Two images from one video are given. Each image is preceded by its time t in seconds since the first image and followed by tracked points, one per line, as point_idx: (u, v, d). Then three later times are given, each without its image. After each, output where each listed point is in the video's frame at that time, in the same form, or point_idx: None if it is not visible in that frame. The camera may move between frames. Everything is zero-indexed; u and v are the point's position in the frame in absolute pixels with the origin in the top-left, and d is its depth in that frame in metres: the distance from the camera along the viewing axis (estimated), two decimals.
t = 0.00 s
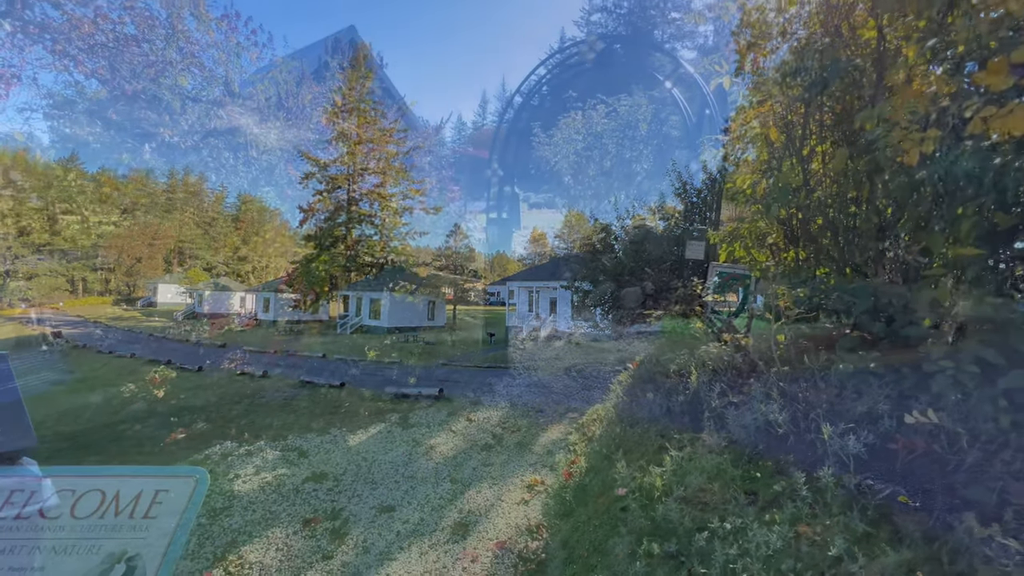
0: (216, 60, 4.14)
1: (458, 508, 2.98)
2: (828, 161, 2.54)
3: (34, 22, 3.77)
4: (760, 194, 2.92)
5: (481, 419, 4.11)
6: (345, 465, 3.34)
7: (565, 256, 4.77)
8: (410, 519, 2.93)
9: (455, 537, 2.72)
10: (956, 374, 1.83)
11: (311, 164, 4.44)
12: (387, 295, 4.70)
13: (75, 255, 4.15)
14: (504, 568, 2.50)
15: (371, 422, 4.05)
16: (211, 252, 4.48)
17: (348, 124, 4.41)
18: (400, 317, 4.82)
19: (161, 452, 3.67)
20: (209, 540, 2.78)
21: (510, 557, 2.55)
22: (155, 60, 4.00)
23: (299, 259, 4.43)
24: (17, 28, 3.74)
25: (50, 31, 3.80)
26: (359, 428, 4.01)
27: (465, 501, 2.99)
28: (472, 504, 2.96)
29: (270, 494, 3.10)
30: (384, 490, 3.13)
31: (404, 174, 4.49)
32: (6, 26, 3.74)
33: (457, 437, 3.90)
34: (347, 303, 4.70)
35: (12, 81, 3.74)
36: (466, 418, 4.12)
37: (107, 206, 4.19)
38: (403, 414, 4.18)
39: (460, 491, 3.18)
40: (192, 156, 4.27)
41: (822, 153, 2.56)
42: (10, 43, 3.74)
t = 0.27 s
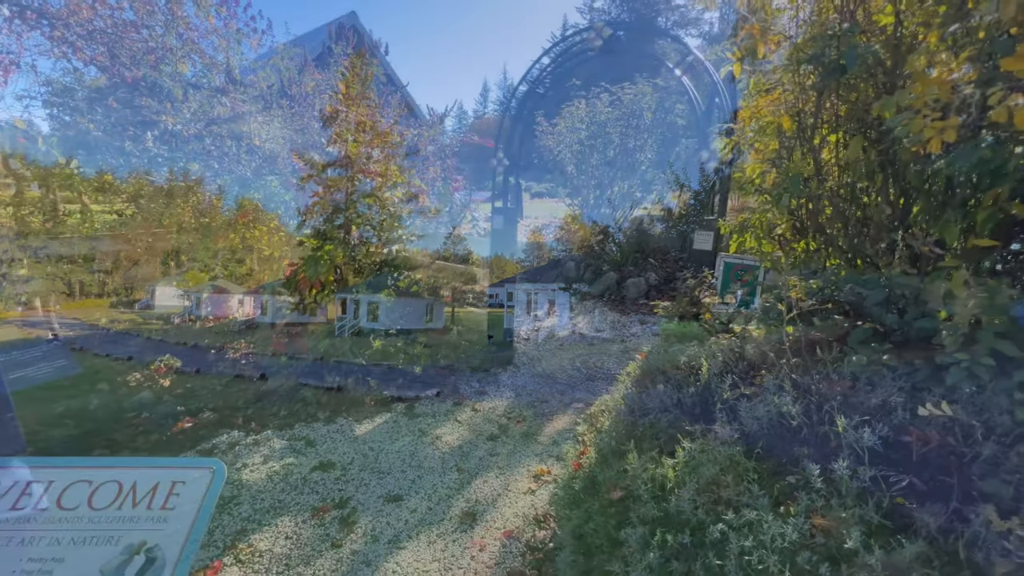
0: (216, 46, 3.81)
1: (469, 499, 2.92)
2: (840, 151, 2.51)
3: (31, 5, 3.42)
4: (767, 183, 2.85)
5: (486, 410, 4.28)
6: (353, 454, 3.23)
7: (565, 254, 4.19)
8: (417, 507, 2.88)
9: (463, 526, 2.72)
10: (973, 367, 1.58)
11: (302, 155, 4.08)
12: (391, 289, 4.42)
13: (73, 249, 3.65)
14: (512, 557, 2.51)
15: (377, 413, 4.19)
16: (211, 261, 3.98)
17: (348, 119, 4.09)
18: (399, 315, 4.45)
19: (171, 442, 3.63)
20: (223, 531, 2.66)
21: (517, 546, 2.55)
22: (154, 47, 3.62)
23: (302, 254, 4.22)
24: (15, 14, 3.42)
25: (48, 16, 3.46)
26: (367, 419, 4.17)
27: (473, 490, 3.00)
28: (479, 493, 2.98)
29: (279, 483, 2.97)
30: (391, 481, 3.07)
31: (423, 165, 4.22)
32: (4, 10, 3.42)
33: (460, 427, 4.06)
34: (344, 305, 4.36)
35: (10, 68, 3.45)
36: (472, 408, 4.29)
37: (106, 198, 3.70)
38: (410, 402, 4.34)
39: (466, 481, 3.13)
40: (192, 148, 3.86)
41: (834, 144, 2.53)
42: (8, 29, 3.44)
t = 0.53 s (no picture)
0: (213, 31, 4.99)
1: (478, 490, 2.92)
2: (853, 139, 2.40)
3: None
4: (778, 173, 2.72)
5: (492, 398, 4.14)
6: (359, 443, 3.33)
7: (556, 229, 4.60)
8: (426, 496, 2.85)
9: (472, 514, 2.69)
10: (991, 359, 1.56)
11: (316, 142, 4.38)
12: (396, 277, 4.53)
13: (78, 235, 4.33)
14: (521, 545, 2.47)
15: (384, 401, 3.94)
16: (213, 252, 4.46)
17: (355, 102, 4.15)
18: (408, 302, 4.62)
19: (175, 430, 3.52)
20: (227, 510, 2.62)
21: (527, 535, 2.54)
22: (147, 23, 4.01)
23: (306, 240, 4.25)
24: None
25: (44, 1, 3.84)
26: (370, 407, 3.83)
27: (481, 479, 3.00)
28: (488, 482, 2.98)
29: (287, 472, 3.01)
30: (400, 470, 3.07)
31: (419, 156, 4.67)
32: None
33: (468, 416, 3.80)
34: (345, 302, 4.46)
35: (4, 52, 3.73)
36: (478, 397, 4.14)
37: (104, 185, 4.42)
38: (415, 390, 4.15)
39: (474, 471, 3.12)
40: (192, 137, 4.97)
41: (847, 130, 2.41)
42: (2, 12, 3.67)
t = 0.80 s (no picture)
0: (208, 13, 4.60)
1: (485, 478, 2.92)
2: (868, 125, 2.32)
3: None
4: (789, 159, 2.63)
5: (496, 386, 4.13)
6: (364, 432, 3.32)
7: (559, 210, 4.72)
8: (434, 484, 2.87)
9: (479, 503, 2.68)
10: (1012, 350, 1.52)
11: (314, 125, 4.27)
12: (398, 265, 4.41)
13: (79, 220, 4.29)
14: (530, 533, 2.47)
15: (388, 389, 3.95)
16: (213, 239, 4.22)
17: (355, 88, 4.10)
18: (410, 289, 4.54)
19: (178, 417, 3.51)
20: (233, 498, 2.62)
21: (535, 523, 2.53)
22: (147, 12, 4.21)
23: (309, 229, 4.06)
24: None
25: None
26: (375, 395, 3.82)
27: (488, 468, 3.00)
28: (494, 470, 2.97)
29: (292, 460, 3.00)
30: (406, 459, 3.06)
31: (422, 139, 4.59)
32: None
33: (473, 405, 3.78)
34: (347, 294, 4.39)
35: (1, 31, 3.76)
36: (482, 385, 4.12)
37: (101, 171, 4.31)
38: (418, 379, 4.13)
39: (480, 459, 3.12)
40: (192, 119, 4.41)
41: (862, 117, 2.31)
42: None
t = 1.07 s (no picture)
0: None
1: (491, 465, 2.91)
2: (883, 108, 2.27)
3: None
4: (801, 145, 2.57)
5: (501, 374, 4.12)
6: (370, 419, 3.31)
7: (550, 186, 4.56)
8: (440, 471, 2.84)
9: (486, 490, 2.68)
10: None
11: (314, 107, 4.13)
12: (400, 252, 4.39)
13: (75, 206, 4.22)
14: (538, 520, 2.48)
15: (392, 376, 3.94)
16: (214, 224, 4.16)
17: (356, 69, 4.18)
18: (410, 276, 4.57)
19: (183, 404, 3.50)
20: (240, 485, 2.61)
21: (542, 510, 2.54)
22: None
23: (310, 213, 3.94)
24: None
25: None
26: (379, 382, 3.81)
27: (494, 455, 2.99)
28: (501, 458, 2.97)
29: (298, 447, 2.99)
30: (411, 446, 3.06)
31: (424, 124, 4.40)
32: None
33: (478, 392, 3.77)
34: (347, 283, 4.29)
35: None
36: (487, 372, 4.12)
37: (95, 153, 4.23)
38: (423, 366, 4.12)
39: (486, 447, 3.11)
40: (190, 102, 4.13)
41: (877, 101, 2.26)
42: None
